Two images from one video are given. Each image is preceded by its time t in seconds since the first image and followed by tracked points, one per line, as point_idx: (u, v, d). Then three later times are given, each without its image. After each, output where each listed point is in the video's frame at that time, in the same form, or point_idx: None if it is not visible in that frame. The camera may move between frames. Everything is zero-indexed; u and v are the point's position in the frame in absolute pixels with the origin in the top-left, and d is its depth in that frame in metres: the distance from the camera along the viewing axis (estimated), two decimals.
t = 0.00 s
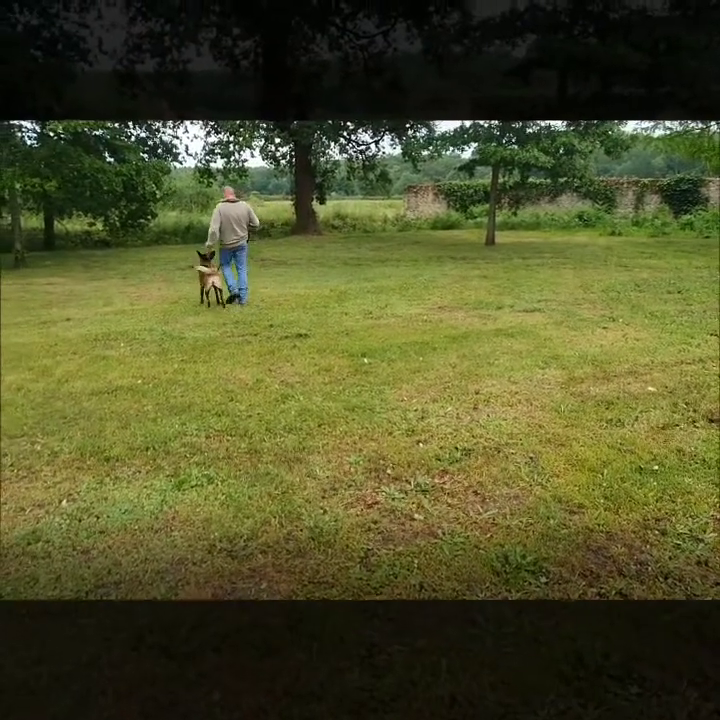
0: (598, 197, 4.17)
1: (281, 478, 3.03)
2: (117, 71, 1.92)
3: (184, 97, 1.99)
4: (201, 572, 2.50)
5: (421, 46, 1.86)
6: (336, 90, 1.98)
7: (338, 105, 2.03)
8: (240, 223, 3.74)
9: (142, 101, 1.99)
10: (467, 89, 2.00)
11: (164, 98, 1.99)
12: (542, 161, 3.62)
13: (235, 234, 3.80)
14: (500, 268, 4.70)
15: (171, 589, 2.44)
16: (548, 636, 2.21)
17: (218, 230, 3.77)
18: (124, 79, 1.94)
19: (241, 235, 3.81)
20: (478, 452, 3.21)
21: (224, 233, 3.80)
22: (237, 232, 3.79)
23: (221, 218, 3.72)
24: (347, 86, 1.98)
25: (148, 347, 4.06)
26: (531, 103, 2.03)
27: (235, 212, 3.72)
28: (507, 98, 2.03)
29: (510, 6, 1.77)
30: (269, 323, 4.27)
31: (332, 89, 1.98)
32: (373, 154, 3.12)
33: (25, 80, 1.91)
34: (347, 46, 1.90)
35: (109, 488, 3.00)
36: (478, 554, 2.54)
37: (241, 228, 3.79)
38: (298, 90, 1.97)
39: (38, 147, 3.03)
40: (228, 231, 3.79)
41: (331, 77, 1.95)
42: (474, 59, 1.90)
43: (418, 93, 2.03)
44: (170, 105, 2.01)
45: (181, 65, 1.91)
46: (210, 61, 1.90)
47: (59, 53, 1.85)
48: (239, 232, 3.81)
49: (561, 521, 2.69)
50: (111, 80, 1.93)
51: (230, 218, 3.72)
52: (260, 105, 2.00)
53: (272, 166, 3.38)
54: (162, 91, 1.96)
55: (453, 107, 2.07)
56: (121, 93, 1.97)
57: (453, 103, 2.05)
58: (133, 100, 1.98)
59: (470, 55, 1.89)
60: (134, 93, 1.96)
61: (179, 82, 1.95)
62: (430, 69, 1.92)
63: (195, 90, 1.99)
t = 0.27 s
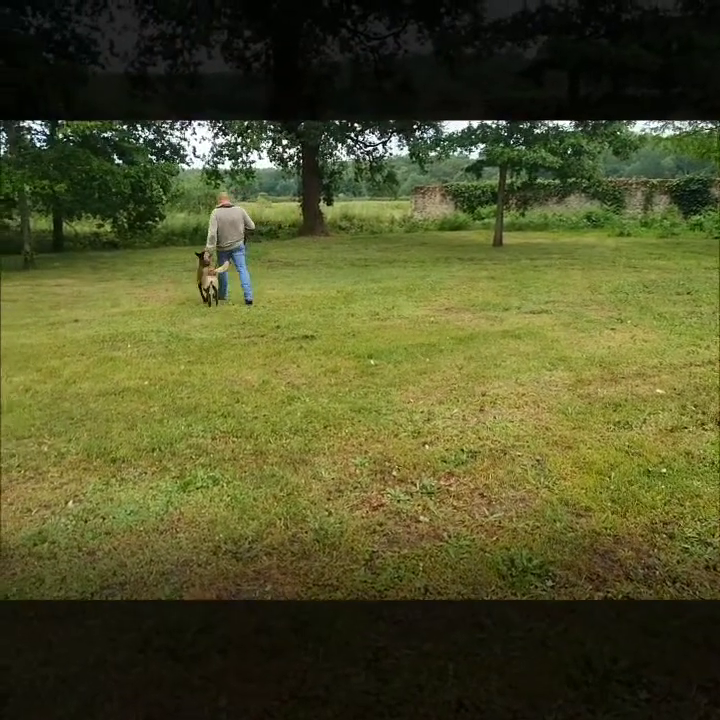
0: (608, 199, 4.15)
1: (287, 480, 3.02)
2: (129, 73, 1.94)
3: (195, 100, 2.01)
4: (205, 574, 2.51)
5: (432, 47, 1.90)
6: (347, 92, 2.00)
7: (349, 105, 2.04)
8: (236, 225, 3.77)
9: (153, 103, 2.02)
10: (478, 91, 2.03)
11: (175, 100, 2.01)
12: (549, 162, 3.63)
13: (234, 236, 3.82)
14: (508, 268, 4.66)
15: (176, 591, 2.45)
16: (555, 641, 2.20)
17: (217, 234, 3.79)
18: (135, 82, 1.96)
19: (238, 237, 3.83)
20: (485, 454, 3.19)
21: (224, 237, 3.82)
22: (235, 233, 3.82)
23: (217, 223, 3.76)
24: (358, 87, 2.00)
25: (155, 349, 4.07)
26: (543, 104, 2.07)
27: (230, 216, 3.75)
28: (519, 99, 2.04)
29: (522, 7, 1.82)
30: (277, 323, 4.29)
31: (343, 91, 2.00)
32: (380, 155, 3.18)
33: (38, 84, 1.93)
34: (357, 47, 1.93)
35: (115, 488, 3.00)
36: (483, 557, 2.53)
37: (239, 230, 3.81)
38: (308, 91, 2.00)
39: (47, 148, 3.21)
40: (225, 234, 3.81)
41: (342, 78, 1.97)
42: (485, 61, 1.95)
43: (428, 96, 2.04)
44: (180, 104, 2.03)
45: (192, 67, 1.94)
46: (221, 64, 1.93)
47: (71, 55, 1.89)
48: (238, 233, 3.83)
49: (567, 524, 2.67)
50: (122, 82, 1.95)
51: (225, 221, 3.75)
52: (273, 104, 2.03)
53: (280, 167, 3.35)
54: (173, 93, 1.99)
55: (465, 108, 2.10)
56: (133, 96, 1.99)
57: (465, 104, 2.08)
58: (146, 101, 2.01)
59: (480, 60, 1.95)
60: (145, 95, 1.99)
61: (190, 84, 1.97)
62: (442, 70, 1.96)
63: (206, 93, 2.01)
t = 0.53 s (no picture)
0: (623, 199, 4.05)
1: (302, 482, 3.02)
2: (151, 76, 2.02)
3: (216, 103, 2.08)
4: (220, 573, 2.51)
5: (454, 48, 1.97)
6: (368, 93, 2.10)
7: (369, 106, 2.13)
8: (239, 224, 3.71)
9: (175, 105, 2.09)
10: (499, 91, 2.08)
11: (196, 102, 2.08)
12: (565, 162, 3.59)
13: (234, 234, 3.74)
14: (524, 269, 4.59)
15: (191, 590, 2.46)
16: (581, 646, 2.19)
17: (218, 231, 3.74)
18: (157, 86, 2.04)
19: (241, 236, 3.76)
20: (501, 456, 3.16)
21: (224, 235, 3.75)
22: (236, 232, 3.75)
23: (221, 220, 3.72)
24: (379, 88, 2.09)
25: (171, 350, 4.01)
26: (566, 103, 2.11)
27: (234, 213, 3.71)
28: (542, 99, 2.09)
29: (544, 8, 1.89)
30: (292, 323, 4.16)
31: (363, 93, 2.09)
32: (395, 157, 3.21)
33: (62, 88, 2.01)
34: (379, 48, 2.02)
35: (131, 489, 3.02)
36: (500, 561, 2.52)
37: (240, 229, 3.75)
38: (330, 93, 2.11)
39: (66, 152, 3.22)
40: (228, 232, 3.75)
41: (362, 80, 2.06)
42: (508, 62, 2.01)
43: (450, 98, 2.11)
44: (202, 105, 2.10)
45: (215, 69, 2.02)
46: (244, 65, 2.02)
47: (95, 58, 1.97)
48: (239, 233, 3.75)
49: (585, 527, 2.64)
50: (145, 85, 2.03)
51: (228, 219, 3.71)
52: (294, 102, 2.11)
53: (294, 169, 3.38)
54: (195, 95, 2.06)
55: (485, 109, 2.13)
56: (153, 98, 2.06)
57: (485, 104, 2.12)
58: (166, 104, 2.08)
59: (499, 62, 2.01)
60: (166, 98, 2.06)
61: (213, 87, 2.06)
62: (464, 72, 2.03)
63: (228, 94, 2.09)
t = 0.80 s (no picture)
0: (654, 198, 4.14)
1: (328, 483, 3.03)
2: (189, 79, 1.97)
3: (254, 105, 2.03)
4: (247, 573, 2.55)
5: (492, 49, 1.87)
6: (405, 95, 1.99)
7: (407, 109, 2.03)
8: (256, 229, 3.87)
9: (213, 107, 2.05)
10: (538, 91, 1.98)
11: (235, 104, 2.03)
12: (591, 161, 3.62)
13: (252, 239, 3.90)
14: (552, 272, 4.66)
15: (219, 589, 2.48)
16: (627, 654, 2.09)
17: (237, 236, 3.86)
18: (196, 89, 2.00)
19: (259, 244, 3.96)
20: (528, 460, 3.13)
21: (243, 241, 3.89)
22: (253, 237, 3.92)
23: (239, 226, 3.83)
24: (416, 90, 1.98)
25: (197, 350, 4.00)
26: (606, 104, 2.01)
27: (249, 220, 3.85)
28: (581, 100, 1.99)
29: (584, 8, 1.78)
30: (317, 324, 4.27)
31: (401, 96, 1.99)
32: (420, 158, 3.19)
33: (103, 92, 1.97)
34: (416, 51, 1.90)
35: (160, 488, 3.05)
36: (527, 564, 2.52)
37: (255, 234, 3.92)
38: (366, 96, 2.01)
39: (96, 157, 3.29)
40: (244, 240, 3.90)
41: (399, 83, 1.96)
42: (547, 61, 1.91)
43: (488, 99, 2.02)
44: (240, 109, 2.05)
45: (253, 72, 1.95)
46: (281, 67, 1.94)
47: (135, 63, 1.91)
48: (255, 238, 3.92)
49: (616, 533, 2.62)
50: (184, 89, 1.99)
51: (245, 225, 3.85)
52: (326, 104, 2.02)
53: (319, 171, 3.40)
54: (232, 98, 2.00)
55: (522, 109, 2.05)
56: (193, 102, 2.02)
57: (523, 106, 2.03)
58: (204, 107, 2.04)
59: (540, 61, 1.91)
60: (205, 100, 2.02)
61: (251, 89, 1.99)
62: (501, 72, 1.93)
63: (265, 98, 2.03)
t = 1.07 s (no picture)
0: (691, 195, 4.03)
1: (358, 483, 3.02)
2: (234, 80, 2.09)
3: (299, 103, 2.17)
4: (277, 573, 2.57)
5: (538, 47, 1.98)
6: (450, 94, 2.12)
7: (451, 106, 2.16)
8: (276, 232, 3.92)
9: (257, 108, 2.18)
10: (585, 89, 2.09)
11: (278, 104, 2.16)
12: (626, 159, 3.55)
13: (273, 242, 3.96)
14: (586, 272, 4.56)
15: (250, 588, 2.51)
16: (677, 658, 2.08)
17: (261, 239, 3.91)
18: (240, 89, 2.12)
19: (281, 243, 4.03)
20: (561, 462, 3.09)
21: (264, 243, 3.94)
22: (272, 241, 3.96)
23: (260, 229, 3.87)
24: (460, 88, 2.11)
25: (228, 349, 4.01)
26: (654, 101, 2.12)
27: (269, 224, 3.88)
28: (628, 97, 2.11)
29: (631, 5, 1.89)
30: (346, 325, 4.21)
31: (445, 95, 2.12)
32: (449, 155, 3.18)
33: (148, 94, 2.10)
34: (461, 49, 2.02)
35: (192, 485, 3.09)
36: (559, 568, 2.53)
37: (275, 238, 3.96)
38: (409, 95, 2.14)
39: (129, 157, 3.38)
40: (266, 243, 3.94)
41: (444, 82, 2.09)
42: (595, 59, 2.01)
43: (531, 97, 2.14)
44: (284, 109, 2.19)
45: (296, 73, 2.08)
46: (325, 68, 2.07)
47: (181, 64, 2.04)
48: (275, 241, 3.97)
49: (653, 538, 2.61)
50: (228, 89, 2.11)
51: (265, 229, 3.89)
52: (371, 106, 2.18)
53: (348, 170, 3.39)
54: (278, 98, 2.14)
55: (567, 108, 2.16)
56: (237, 101, 2.15)
57: (568, 104, 2.15)
58: (247, 107, 2.17)
59: (587, 61, 2.01)
60: (249, 101, 2.15)
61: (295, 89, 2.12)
62: (549, 72, 2.06)
63: (309, 97, 2.16)
